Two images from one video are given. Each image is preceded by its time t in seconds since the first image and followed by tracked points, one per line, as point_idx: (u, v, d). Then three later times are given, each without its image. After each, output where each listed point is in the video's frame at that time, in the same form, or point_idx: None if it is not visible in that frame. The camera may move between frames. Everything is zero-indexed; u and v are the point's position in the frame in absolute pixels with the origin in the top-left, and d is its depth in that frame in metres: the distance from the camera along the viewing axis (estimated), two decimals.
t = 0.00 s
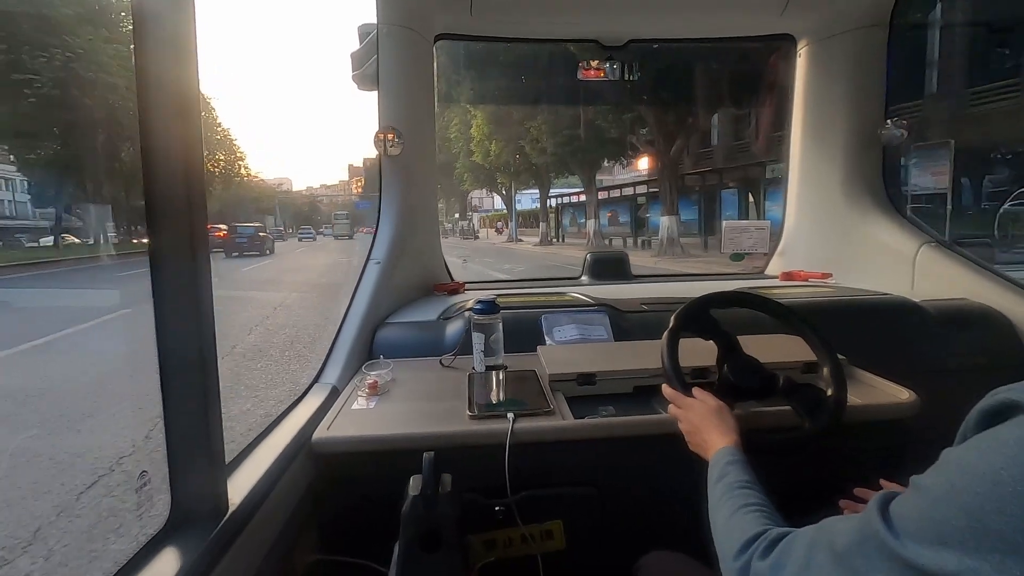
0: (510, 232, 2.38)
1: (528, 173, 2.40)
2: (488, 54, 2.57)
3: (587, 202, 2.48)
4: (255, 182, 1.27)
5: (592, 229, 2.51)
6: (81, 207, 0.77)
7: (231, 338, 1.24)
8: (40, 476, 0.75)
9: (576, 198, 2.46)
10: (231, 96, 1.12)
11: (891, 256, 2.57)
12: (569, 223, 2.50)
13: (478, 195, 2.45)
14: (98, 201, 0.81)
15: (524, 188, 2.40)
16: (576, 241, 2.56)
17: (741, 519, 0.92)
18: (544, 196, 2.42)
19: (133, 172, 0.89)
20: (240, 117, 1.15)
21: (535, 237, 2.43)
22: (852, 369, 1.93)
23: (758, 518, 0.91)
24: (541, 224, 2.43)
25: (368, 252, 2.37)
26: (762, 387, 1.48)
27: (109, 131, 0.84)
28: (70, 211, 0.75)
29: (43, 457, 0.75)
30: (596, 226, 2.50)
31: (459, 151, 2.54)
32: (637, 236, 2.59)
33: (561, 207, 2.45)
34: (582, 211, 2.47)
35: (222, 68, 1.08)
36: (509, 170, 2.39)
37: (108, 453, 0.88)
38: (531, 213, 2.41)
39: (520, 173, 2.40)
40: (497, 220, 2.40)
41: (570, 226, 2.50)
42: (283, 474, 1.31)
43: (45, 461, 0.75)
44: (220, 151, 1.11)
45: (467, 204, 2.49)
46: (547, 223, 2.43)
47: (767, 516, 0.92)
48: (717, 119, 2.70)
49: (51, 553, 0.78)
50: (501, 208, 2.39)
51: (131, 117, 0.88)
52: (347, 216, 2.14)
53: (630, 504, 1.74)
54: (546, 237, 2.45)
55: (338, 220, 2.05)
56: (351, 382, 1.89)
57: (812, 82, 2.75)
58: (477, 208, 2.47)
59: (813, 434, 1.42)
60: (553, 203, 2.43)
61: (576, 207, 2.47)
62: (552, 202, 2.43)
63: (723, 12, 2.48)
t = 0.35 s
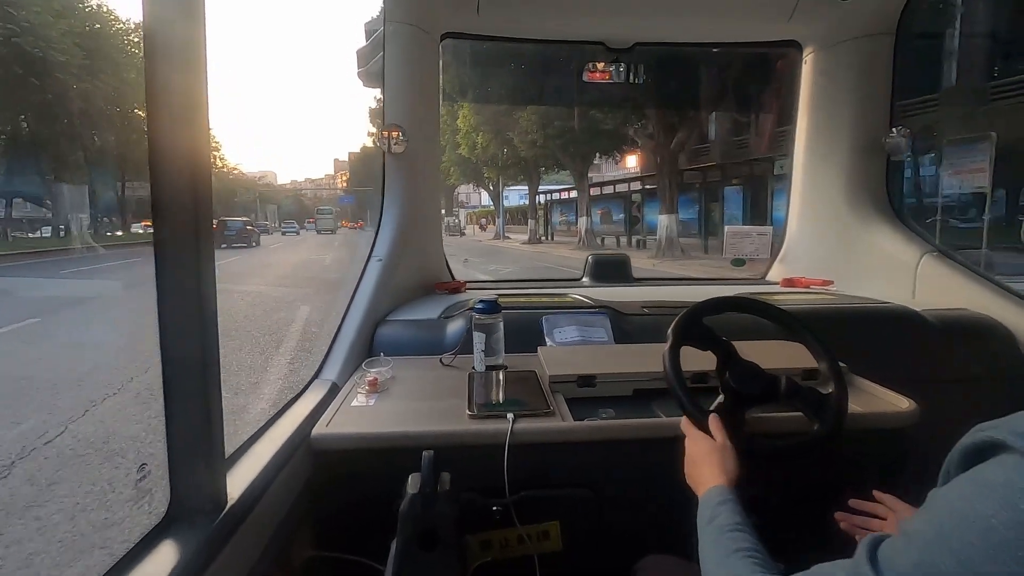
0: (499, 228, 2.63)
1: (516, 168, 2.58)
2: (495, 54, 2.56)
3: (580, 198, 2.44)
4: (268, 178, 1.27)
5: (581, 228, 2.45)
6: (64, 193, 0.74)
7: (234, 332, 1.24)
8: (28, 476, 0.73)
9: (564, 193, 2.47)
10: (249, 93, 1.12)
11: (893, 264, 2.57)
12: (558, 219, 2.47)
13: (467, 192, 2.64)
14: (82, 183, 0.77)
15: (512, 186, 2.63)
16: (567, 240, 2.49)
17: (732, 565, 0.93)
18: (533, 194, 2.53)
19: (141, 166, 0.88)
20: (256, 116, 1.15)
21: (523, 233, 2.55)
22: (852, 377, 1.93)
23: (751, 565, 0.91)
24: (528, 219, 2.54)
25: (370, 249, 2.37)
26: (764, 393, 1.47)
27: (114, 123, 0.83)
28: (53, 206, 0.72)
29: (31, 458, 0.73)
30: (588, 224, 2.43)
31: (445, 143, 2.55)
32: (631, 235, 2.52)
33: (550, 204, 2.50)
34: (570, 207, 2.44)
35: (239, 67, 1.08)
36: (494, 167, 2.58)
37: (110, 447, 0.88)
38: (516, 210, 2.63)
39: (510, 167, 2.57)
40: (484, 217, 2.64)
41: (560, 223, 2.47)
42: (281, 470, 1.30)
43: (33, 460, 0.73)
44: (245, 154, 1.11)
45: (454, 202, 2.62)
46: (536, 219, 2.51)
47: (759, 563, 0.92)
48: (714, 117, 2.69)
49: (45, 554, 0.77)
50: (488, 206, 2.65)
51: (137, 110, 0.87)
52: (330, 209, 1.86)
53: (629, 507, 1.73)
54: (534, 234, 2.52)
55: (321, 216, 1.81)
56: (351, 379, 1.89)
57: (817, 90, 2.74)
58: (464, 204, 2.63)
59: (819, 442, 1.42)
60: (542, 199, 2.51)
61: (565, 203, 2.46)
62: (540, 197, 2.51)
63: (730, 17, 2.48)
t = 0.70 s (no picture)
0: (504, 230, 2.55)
1: (524, 169, 2.44)
2: (518, 56, 2.57)
3: (590, 201, 2.45)
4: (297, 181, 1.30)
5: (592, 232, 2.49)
6: (49, 184, 0.72)
7: (257, 327, 1.26)
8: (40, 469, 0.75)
9: (573, 197, 2.46)
10: (277, 99, 1.13)
11: (922, 271, 2.52)
12: (567, 222, 2.49)
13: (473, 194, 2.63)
14: (75, 177, 0.76)
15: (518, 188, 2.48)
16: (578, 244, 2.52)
17: None
18: (539, 197, 2.47)
19: (163, 160, 0.89)
20: (283, 119, 1.16)
21: (531, 237, 2.51)
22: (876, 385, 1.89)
23: None
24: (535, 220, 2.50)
25: (391, 249, 2.39)
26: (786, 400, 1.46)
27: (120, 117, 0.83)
28: (39, 199, 0.71)
29: (25, 453, 0.73)
30: (600, 229, 2.47)
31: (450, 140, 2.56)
32: (643, 239, 2.55)
33: (559, 208, 2.49)
34: (579, 211, 2.46)
35: (271, 73, 1.09)
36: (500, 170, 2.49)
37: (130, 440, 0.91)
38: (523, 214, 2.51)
39: (517, 171, 2.46)
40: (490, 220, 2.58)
41: (568, 226, 2.49)
42: (302, 464, 1.32)
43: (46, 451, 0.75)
44: (274, 156, 1.13)
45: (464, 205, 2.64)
46: (544, 224, 2.49)
47: None
48: (737, 119, 2.66)
49: (64, 539, 0.80)
50: (495, 208, 2.55)
51: (165, 113, 0.88)
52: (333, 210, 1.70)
53: (645, 511, 1.72)
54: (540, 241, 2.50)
55: (326, 216, 1.66)
56: (371, 376, 1.91)
57: (844, 93, 2.70)
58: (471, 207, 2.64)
59: (844, 448, 1.40)
60: (550, 203, 2.48)
61: (574, 207, 2.47)
62: (548, 202, 2.48)
63: (757, 18, 2.45)
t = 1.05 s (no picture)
0: (501, 230, 2.51)
1: (522, 167, 2.46)
2: (529, 57, 2.57)
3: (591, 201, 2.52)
4: (308, 182, 1.32)
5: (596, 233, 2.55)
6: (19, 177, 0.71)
7: (266, 326, 1.27)
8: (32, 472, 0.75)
9: (575, 196, 2.52)
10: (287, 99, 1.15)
11: (936, 275, 2.49)
12: (569, 223, 2.55)
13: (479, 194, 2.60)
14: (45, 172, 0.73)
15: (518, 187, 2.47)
16: (579, 246, 2.57)
17: None
18: (540, 197, 2.48)
19: (158, 157, 0.87)
20: (286, 121, 1.14)
21: (531, 239, 2.51)
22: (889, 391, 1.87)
23: None
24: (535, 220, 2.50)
25: (400, 250, 2.39)
26: (799, 403, 1.45)
27: (104, 111, 0.79)
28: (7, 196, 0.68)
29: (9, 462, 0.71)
30: (604, 230, 2.53)
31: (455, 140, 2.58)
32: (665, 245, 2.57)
33: (559, 208, 2.51)
34: (581, 211, 2.54)
35: (280, 73, 1.11)
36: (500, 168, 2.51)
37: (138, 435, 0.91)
38: (522, 213, 2.48)
39: (513, 169, 2.47)
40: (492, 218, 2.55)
41: (570, 227, 2.54)
42: (310, 465, 1.32)
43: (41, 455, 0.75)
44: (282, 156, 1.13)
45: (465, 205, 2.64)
46: (544, 224, 2.49)
47: None
48: (749, 118, 2.64)
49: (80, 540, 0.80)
50: (492, 208, 2.54)
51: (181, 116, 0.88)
52: (328, 210, 1.59)
53: (654, 517, 1.69)
54: (539, 242, 2.51)
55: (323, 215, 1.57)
56: (379, 377, 1.92)
57: (857, 96, 2.68)
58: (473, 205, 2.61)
59: (856, 455, 1.38)
60: (551, 203, 2.50)
61: (576, 207, 2.53)
62: (550, 202, 2.50)
63: (770, 20, 2.44)
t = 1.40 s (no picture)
0: (497, 228, 2.58)
1: (519, 161, 2.51)
2: (533, 53, 2.56)
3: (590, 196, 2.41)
4: (305, 176, 1.32)
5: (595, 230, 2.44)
6: None
7: (271, 321, 1.27)
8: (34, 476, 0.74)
9: (575, 191, 2.42)
10: (285, 95, 1.16)
11: (943, 276, 2.48)
12: (566, 220, 2.45)
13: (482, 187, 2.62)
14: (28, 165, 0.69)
15: (512, 183, 2.50)
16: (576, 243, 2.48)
17: None
18: (535, 194, 2.43)
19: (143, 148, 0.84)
20: (285, 119, 1.15)
21: (527, 236, 2.49)
22: (893, 391, 1.87)
23: None
24: (529, 212, 2.44)
25: (404, 245, 2.39)
26: (802, 402, 1.45)
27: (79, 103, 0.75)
28: None
29: None
30: (605, 227, 2.42)
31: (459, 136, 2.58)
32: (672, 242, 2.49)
33: (556, 204, 2.44)
34: (579, 206, 2.43)
35: (279, 69, 1.11)
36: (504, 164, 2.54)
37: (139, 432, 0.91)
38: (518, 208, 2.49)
39: (513, 161, 2.54)
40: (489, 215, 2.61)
41: (567, 224, 2.45)
42: (313, 460, 1.32)
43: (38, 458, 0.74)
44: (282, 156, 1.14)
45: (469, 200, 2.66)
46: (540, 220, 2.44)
47: None
48: (756, 116, 2.62)
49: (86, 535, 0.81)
50: (488, 204, 2.59)
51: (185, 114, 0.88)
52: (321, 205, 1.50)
53: (655, 514, 1.69)
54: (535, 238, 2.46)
55: (314, 210, 1.45)
56: (383, 372, 1.93)
57: (863, 95, 2.67)
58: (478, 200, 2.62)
59: (860, 455, 1.38)
60: (548, 199, 2.43)
61: (575, 202, 2.43)
62: (547, 197, 2.42)
63: (776, 17, 2.42)
